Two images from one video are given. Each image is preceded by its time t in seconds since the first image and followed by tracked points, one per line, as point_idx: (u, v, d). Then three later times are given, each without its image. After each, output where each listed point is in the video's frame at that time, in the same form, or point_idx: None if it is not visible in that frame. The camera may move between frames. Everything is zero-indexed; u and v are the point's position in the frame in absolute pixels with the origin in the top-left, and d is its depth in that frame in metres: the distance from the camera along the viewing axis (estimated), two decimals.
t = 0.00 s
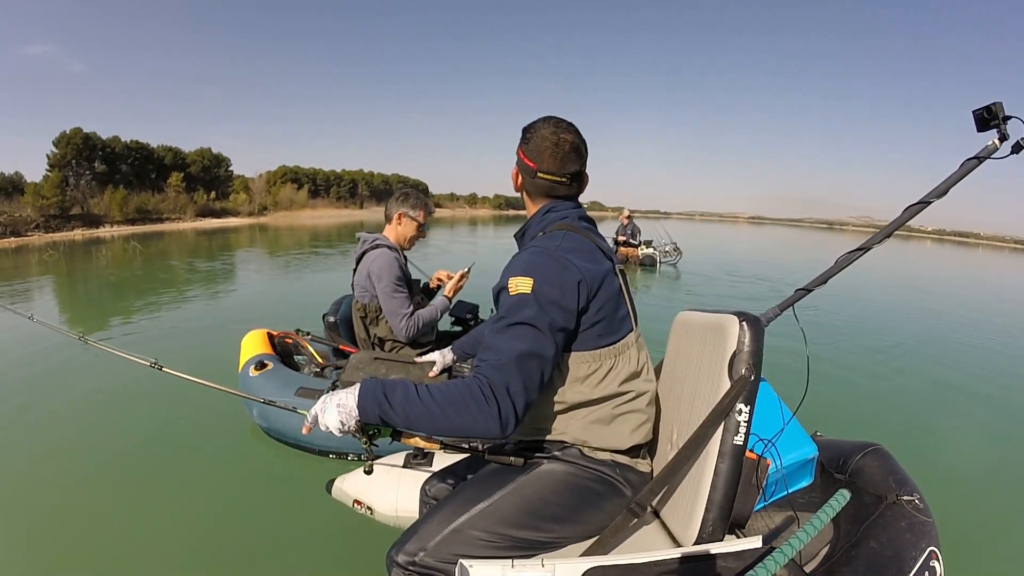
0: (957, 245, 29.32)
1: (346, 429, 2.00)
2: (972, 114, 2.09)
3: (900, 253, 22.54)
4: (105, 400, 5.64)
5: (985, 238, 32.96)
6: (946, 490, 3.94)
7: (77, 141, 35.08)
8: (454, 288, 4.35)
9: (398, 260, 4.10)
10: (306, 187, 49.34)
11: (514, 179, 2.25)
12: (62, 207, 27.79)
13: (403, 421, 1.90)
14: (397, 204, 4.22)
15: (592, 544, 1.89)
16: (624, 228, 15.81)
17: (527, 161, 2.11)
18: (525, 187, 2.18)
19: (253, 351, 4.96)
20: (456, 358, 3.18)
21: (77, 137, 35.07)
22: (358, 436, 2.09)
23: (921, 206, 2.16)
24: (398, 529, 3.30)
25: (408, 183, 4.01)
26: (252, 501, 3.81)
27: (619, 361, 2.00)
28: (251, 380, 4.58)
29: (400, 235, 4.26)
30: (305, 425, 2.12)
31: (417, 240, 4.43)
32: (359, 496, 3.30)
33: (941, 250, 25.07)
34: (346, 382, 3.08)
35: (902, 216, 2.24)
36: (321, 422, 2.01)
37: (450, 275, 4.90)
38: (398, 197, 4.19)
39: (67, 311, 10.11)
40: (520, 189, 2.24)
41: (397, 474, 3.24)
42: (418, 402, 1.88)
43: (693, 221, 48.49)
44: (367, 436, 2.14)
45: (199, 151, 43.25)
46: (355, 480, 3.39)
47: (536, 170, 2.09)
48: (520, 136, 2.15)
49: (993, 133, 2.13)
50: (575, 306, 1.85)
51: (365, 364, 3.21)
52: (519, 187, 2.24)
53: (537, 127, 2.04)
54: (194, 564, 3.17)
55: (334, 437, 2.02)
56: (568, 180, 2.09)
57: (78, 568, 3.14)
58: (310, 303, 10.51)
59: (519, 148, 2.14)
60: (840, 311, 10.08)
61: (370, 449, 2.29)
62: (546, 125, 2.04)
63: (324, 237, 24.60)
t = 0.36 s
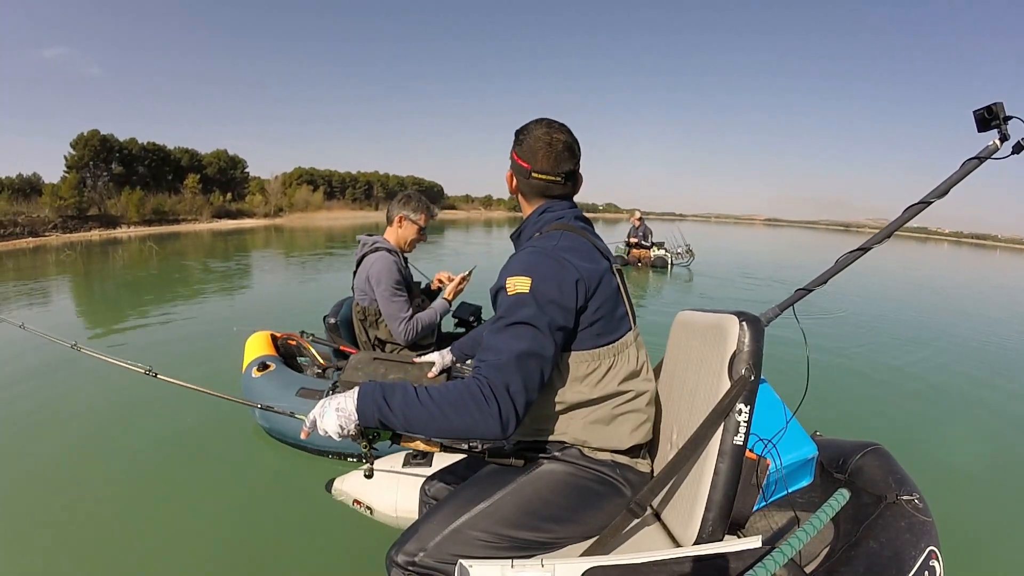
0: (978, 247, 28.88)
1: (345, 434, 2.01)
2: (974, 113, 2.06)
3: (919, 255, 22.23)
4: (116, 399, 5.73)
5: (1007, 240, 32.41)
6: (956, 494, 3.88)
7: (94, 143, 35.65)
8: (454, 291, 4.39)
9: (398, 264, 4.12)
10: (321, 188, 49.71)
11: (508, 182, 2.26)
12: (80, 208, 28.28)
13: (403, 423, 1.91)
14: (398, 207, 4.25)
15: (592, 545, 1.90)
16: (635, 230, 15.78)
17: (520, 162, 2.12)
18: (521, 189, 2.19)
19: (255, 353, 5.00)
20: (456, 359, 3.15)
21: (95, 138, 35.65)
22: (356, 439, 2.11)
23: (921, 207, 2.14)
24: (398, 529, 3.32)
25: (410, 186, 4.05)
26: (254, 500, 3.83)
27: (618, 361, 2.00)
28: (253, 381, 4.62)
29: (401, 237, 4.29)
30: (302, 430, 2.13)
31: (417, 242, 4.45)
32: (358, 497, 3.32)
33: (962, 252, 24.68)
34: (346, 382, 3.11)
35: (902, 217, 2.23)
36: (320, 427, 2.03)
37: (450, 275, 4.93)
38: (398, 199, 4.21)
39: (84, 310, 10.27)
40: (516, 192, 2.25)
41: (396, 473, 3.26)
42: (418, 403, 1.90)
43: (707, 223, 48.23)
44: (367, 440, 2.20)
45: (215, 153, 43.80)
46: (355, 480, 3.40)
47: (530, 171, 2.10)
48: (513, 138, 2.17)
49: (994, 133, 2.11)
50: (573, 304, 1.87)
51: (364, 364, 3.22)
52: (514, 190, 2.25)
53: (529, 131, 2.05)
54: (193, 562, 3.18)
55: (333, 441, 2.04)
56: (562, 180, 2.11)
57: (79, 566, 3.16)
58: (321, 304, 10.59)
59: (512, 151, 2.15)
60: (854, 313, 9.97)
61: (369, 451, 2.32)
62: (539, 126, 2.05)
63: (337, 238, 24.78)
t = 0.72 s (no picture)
0: (992, 250, 28.58)
1: (345, 436, 2.04)
2: (974, 114, 2.05)
3: (934, 258, 22.03)
4: (122, 395, 5.78)
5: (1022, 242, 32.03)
6: (963, 498, 3.85)
7: (106, 142, 36.06)
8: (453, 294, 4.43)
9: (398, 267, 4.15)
10: (332, 188, 49.94)
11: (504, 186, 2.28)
12: (92, 206, 28.64)
13: (403, 425, 1.93)
14: (399, 208, 4.28)
15: (592, 545, 1.90)
16: (643, 231, 15.74)
17: (515, 164, 2.13)
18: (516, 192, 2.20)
19: (254, 352, 5.02)
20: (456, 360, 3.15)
21: (106, 138, 36.03)
22: (358, 441, 2.13)
23: (920, 207, 2.12)
24: (398, 529, 3.33)
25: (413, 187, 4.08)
26: (255, 499, 3.84)
27: (618, 360, 2.01)
28: (252, 380, 4.65)
29: (401, 238, 4.32)
30: (302, 433, 2.14)
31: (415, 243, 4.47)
32: (358, 497, 3.35)
33: (977, 255, 24.45)
34: (346, 382, 3.04)
35: (901, 217, 2.21)
36: (320, 429, 2.06)
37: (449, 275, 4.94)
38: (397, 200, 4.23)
39: (94, 307, 10.37)
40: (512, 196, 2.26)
41: (395, 474, 3.27)
42: (417, 405, 1.91)
43: (718, 224, 48.04)
44: (367, 440, 2.21)
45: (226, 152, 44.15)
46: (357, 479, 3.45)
47: (525, 172, 2.11)
48: (506, 141, 2.19)
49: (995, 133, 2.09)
50: (571, 304, 1.88)
51: (364, 364, 3.16)
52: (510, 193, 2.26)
53: (522, 134, 2.07)
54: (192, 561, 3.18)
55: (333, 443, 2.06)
56: (557, 181, 2.12)
57: (79, 565, 3.16)
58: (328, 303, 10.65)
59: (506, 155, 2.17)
60: (864, 316, 9.91)
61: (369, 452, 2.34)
62: (532, 128, 2.08)
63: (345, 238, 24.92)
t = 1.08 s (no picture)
0: (1008, 251, 28.27)
1: (345, 439, 2.05)
2: (975, 113, 2.03)
3: (949, 259, 21.81)
4: (128, 392, 5.84)
5: None
6: (971, 499, 3.82)
7: (116, 139, 36.37)
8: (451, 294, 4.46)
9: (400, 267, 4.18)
10: (341, 185, 50.13)
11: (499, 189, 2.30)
12: (101, 203, 28.99)
13: (403, 428, 1.94)
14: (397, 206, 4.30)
15: (592, 545, 1.91)
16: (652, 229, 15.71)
17: (510, 165, 2.15)
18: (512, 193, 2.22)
19: (254, 351, 5.05)
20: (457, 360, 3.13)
21: (116, 135, 36.36)
22: (359, 445, 2.14)
23: (921, 206, 2.11)
24: (398, 528, 3.34)
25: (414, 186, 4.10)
26: (256, 497, 3.85)
27: (617, 359, 2.02)
28: (253, 379, 4.68)
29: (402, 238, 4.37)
30: (302, 438, 2.15)
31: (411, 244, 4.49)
32: (358, 496, 3.41)
33: (992, 256, 24.19)
34: (346, 382, 2.99)
35: (901, 217, 2.20)
36: (320, 434, 2.08)
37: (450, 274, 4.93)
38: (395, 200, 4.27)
39: (105, 304, 10.48)
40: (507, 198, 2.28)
41: (395, 475, 3.29)
42: (417, 407, 1.92)
43: (728, 224, 47.87)
44: (368, 443, 2.21)
45: (236, 150, 44.45)
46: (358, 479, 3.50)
47: (521, 172, 2.13)
48: (499, 144, 2.21)
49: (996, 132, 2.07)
50: (570, 304, 1.88)
51: (364, 363, 3.11)
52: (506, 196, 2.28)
53: (517, 134, 2.11)
54: (192, 560, 3.18)
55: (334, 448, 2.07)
56: (553, 180, 2.14)
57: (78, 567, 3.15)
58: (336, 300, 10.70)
59: (500, 156, 2.19)
60: (874, 316, 9.83)
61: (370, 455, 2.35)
62: (526, 129, 2.11)
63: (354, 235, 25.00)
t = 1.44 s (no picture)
0: None
1: (346, 440, 2.07)
2: (975, 113, 2.02)
3: (963, 261, 21.62)
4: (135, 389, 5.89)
5: None
6: (977, 503, 3.79)
7: (128, 138, 36.71)
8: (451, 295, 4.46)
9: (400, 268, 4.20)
10: (351, 185, 50.36)
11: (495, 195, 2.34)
12: (113, 202, 29.32)
13: (403, 428, 1.95)
14: (399, 206, 4.31)
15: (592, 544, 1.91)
16: (661, 229, 15.69)
17: (499, 171, 2.19)
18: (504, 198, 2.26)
19: (256, 351, 5.08)
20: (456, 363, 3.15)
21: (128, 134, 36.71)
22: (360, 446, 2.15)
23: (921, 207, 2.10)
24: (398, 528, 3.36)
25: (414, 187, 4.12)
26: (257, 497, 3.86)
27: (616, 358, 2.02)
28: (253, 380, 4.72)
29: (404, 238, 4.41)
30: (306, 439, 2.18)
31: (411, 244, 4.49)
32: (358, 496, 3.43)
33: (1008, 259, 23.92)
34: (346, 382, 3.02)
35: (901, 217, 2.18)
36: (321, 435, 2.10)
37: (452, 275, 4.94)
38: (396, 200, 4.29)
39: (117, 301, 10.59)
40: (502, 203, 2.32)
41: (395, 476, 3.32)
42: (415, 408, 1.94)
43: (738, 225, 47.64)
44: (368, 444, 2.23)
45: (247, 150, 44.78)
46: (358, 480, 3.52)
47: (508, 177, 2.16)
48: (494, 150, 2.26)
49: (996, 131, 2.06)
50: (566, 303, 1.89)
51: (364, 363, 3.13)
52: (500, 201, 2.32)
53: (503, 140, 2.15)
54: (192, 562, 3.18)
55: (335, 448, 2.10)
56: (541, 183, 2.14)
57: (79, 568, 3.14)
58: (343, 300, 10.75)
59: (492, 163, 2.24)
60: (884, 318, 9.76)
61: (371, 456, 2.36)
62: (514, 134, 2.14)
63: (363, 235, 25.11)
